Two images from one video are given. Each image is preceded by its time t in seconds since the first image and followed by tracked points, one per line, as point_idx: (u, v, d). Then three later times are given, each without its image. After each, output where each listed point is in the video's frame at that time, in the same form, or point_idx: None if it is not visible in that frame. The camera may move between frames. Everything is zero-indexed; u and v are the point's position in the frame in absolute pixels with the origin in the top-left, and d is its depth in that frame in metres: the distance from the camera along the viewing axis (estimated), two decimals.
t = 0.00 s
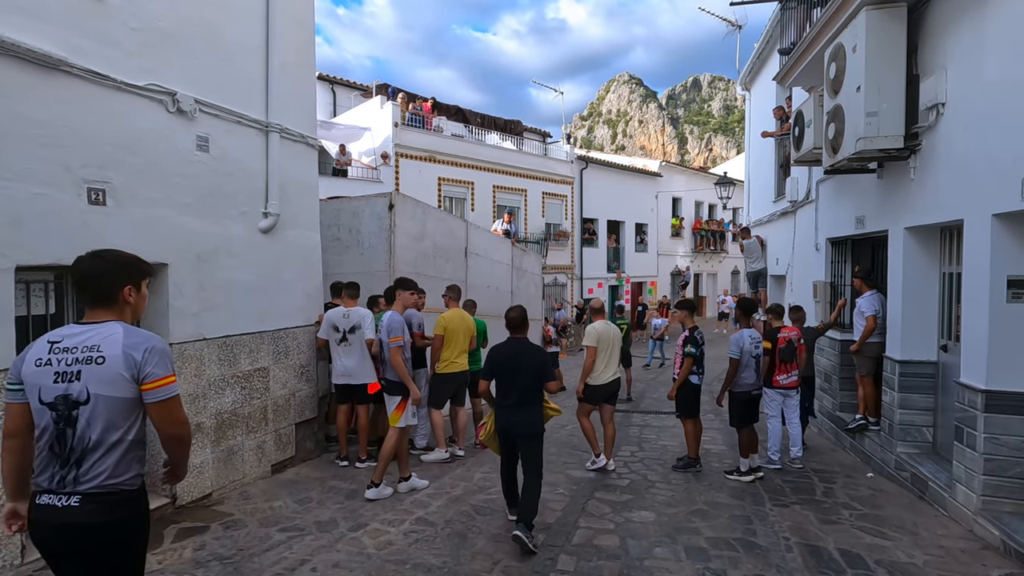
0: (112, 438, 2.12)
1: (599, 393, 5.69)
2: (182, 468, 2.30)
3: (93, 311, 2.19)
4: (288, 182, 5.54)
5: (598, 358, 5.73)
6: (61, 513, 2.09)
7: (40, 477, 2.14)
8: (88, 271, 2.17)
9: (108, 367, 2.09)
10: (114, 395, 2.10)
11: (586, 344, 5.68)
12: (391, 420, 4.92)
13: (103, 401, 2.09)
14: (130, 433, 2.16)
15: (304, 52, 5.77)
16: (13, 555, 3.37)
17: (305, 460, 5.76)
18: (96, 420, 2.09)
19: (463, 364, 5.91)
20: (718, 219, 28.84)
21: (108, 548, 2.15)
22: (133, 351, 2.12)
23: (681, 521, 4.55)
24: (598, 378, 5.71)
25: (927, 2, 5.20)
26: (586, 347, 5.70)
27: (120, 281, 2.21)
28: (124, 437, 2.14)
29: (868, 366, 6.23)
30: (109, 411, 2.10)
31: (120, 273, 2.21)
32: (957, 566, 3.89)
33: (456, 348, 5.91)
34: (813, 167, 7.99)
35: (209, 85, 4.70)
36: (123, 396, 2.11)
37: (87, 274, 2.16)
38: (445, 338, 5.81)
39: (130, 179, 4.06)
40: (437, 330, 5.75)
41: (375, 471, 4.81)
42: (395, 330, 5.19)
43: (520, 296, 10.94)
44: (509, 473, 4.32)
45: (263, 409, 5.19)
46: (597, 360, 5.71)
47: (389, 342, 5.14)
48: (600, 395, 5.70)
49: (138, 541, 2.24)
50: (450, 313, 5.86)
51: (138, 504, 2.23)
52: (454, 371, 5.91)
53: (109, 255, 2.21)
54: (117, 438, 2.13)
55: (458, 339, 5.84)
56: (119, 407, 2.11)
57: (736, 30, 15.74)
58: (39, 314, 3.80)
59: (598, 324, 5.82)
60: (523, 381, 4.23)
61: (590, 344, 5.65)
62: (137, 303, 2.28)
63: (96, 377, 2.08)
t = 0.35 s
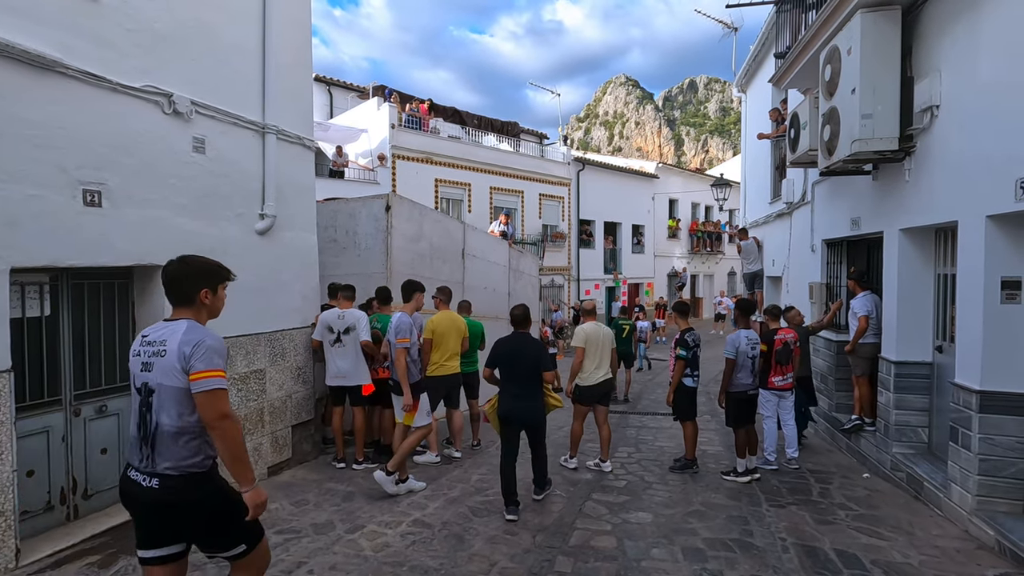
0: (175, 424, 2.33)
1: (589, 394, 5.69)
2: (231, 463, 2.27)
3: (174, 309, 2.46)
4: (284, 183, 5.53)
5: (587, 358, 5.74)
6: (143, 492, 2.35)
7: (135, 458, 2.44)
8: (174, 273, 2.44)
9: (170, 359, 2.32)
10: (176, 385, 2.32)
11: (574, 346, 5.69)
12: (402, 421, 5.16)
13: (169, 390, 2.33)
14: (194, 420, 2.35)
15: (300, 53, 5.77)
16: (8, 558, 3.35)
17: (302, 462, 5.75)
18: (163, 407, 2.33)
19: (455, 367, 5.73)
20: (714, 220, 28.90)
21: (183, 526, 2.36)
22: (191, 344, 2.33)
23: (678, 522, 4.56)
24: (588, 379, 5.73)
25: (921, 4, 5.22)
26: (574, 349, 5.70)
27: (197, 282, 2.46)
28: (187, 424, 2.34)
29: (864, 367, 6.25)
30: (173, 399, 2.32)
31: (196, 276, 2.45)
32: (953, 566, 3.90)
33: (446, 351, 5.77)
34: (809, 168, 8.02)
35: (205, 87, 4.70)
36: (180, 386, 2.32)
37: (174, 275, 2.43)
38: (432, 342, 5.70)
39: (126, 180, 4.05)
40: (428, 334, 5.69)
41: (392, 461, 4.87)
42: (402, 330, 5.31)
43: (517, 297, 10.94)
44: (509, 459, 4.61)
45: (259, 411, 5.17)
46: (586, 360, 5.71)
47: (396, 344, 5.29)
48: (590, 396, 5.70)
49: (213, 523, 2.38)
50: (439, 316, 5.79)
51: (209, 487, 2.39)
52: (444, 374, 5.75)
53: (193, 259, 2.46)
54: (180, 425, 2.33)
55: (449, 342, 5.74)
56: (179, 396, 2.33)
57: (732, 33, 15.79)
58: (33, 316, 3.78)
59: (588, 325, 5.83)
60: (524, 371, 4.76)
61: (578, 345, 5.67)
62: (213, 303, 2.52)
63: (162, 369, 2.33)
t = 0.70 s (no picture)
0: (273, 421, 2.60)
1: (571, 393, 5.69)
2: (308, 464, 2.55)
3: (275, 317, 2.76)
4: (281, 185, 5.51)
5: (570, 358, 5.75)
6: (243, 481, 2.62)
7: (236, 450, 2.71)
8: (275, 284, 2.75)
9: (274, 364, 2.61)
10: (278, 387, 2.59)
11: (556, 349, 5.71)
12: (415, 421, 5.05)
13: (272, 392, 2.60)
14: (290, 420, 2.63)
15: (297, 54, 5.75)
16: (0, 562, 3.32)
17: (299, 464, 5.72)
18: (266, 407, 2.61)
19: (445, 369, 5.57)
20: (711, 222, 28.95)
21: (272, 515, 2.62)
22: (292, 353, 2.61)
23: (676, 523, 4.55)
24: (571, 378, 5.72)
25: (917, 6, 5.23)
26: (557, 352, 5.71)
27: (295, 294, 2.76)
28: (287, 423, 2.62)
29: (861, 367, 6.25)
30: (276, 400, 2.60)
31: (295, 288, 2.75)
32: (951, 566, 3.90)
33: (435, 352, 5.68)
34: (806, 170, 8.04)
35: (202, 87, 4.68)
36: (280, 389, 2.60)
37: (276, 286, 2.74)
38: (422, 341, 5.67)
39: (121, 181, 4.02)
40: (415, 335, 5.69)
41: (431, 475, 4.86)
42: (424, 333, 5.01)
43: (514, 299, 10.94)
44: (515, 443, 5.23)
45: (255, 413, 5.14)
46: (568, 360, 5.73)
47: (415, 345, 5.00)
48: (572, 394, 5.69)
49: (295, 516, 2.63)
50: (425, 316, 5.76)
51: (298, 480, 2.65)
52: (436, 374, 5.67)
53: (291, 273, 2.78)
54: (281, 424, 2.61)
55: (439, 342, 5.70)
56: (281, 398, 2.61)
57: (728, 35, 15.84)
58: (27, 317, 3.75)
59: (573, 326, 5.86)
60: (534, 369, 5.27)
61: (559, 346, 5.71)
62: (306, 312, 2.83)
63: (267, 373, 2.61)
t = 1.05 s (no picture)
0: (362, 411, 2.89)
1: (563, 393, 5.68)
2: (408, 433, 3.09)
3: (354, 319, 3.05)
4: (279, 187, 5.50)
5: (563, 359, 5.75)
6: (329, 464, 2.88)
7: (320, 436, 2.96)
8: (357, 289, 3.04)
9: (363, 360, 2.90)
10: (367, 380, 2.89)
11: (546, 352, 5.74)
12: (438, 425, 5.06)
13: (361, 384, 2.89)
14: (377, 409, 2.94)
15: (295, 56, 5.75)
16: None
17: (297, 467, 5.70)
18: (355, 398, 2.88)
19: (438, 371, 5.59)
20: (708, 223, 28.99)
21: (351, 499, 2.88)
22: (379, 351, 2.94)
23: (676, 525, 4.54)
24: (564, 379, 5.73)
25: (913, 9, 5.25)
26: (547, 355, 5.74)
27: (373, 297, 3.06)
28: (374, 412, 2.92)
29: (858, 369, 6.27)
30: (365, 392, 2.90)
31: (372, 292, 3.05)
32: (949, 567, 3.90)
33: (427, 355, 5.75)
34: (803, 171, 8.05)
35: (200, 90, 4.67)
36: (370, 382, 2.90)
37: (356, 290, 3.03)
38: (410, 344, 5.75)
39: (119, 183, 4.01)
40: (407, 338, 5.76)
41: (444, 477, 4.91)
42: (450, 339, 5.06)
43: (513, 301, 10.94)
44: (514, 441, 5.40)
45: (253, 416, 5.12)
46: (559, 361, 5.74)
47: (442, 350, 5.05)
48: (565, 395, 5.68)
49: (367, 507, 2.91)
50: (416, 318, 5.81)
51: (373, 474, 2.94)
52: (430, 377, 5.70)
53: (366, 279, 3.08)
54: (368, 413, 2.91)
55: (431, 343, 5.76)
56: (368, 390, 2.91)
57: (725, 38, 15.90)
58: (24, 320, 3.73)
59: (563, 329, 5.87)
60: (527, 368, 5.46)
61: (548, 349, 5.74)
62: (381, 312, 3.13)
63: (355, 368, 2.89)
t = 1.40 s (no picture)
0: (432, 401, 3.28)
1: (563, 394, 5.68)
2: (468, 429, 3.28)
3: (422, 321, 3.51)
4: (277, 188, 5.48)
5: (562, 360, 5.73)
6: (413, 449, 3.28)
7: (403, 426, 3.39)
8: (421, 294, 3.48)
9: (430, 356, 3.31)
10: (434, 373, 3.29)
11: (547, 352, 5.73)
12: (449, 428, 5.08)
13: (431, 377, 3.30)
14: (445, 400, 3.30)
15: (293, 59, 5.74)
16: None
17: (295, 470, 5.67)
18: (426, 389, 3.29)
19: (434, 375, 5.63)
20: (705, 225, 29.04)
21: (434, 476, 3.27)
22: (442, 346, 3.32)
23: (675, 527, 4.53)
24: (564, 380, 5.71)
25: (910, 11, 5.26)
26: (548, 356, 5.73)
27: (436, 299, 3.50)
28: (442, 402, 3.29)
29: (857, 370, 6.27)
30: (434, 383, 3.29)
31: (436, 295, 3.49)
32: (949, 567, 3.90)
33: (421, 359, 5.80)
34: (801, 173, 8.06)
35: (198, 91, 4.66)
36: (437, 375, 3.29)
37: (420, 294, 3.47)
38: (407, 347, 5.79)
39: (117, 185, 3.99)
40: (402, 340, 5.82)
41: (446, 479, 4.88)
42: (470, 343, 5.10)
43: (511, 303, 10.94)
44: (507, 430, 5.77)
45: (251, 418, 5.10)
46: (558, 362, 5.71)
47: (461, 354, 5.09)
48: (565, 396, 5.67)
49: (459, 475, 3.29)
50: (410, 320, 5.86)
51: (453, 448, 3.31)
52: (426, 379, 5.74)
53: (428, 284, 3.52)
54: (438, 403, 3.28)
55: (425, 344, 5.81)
56: (437, 382, 3.30)
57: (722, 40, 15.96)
58: (21, 323, 3.72)
59: (563, 330, 5.86)
60: (522, 364, 5.76)
61: (549, 350, 5.72)
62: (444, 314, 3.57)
63: (425, 363, 3.31)
